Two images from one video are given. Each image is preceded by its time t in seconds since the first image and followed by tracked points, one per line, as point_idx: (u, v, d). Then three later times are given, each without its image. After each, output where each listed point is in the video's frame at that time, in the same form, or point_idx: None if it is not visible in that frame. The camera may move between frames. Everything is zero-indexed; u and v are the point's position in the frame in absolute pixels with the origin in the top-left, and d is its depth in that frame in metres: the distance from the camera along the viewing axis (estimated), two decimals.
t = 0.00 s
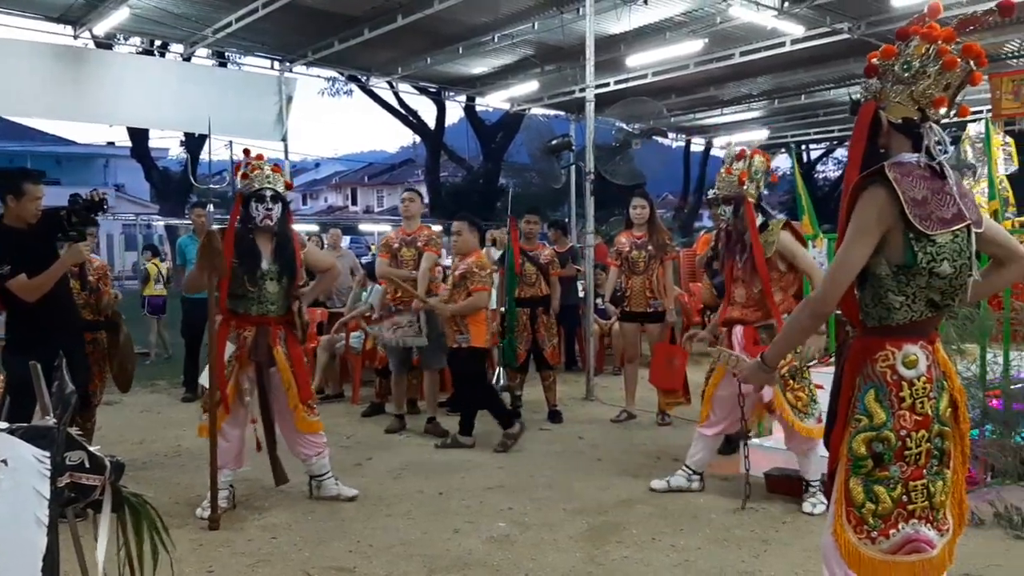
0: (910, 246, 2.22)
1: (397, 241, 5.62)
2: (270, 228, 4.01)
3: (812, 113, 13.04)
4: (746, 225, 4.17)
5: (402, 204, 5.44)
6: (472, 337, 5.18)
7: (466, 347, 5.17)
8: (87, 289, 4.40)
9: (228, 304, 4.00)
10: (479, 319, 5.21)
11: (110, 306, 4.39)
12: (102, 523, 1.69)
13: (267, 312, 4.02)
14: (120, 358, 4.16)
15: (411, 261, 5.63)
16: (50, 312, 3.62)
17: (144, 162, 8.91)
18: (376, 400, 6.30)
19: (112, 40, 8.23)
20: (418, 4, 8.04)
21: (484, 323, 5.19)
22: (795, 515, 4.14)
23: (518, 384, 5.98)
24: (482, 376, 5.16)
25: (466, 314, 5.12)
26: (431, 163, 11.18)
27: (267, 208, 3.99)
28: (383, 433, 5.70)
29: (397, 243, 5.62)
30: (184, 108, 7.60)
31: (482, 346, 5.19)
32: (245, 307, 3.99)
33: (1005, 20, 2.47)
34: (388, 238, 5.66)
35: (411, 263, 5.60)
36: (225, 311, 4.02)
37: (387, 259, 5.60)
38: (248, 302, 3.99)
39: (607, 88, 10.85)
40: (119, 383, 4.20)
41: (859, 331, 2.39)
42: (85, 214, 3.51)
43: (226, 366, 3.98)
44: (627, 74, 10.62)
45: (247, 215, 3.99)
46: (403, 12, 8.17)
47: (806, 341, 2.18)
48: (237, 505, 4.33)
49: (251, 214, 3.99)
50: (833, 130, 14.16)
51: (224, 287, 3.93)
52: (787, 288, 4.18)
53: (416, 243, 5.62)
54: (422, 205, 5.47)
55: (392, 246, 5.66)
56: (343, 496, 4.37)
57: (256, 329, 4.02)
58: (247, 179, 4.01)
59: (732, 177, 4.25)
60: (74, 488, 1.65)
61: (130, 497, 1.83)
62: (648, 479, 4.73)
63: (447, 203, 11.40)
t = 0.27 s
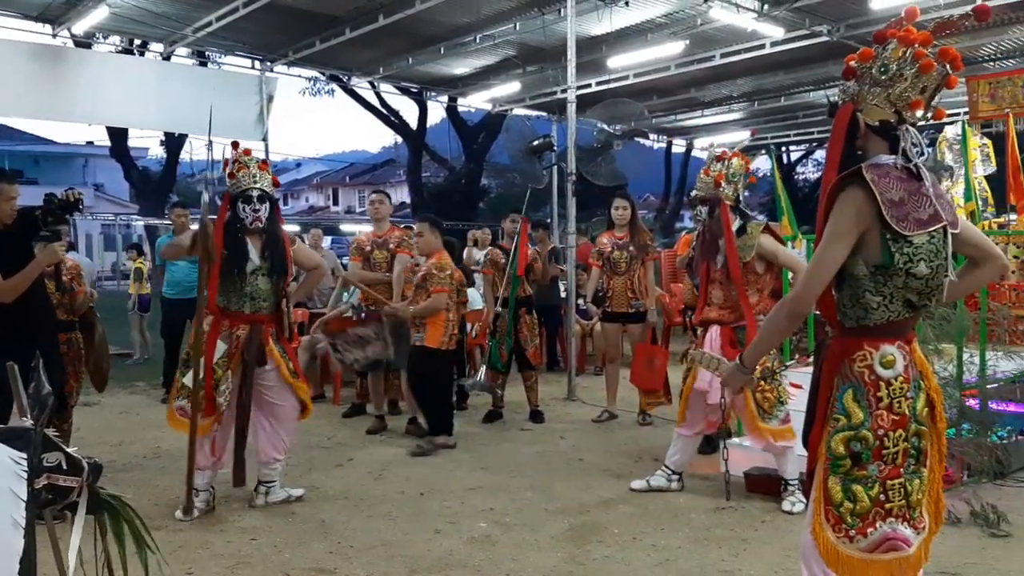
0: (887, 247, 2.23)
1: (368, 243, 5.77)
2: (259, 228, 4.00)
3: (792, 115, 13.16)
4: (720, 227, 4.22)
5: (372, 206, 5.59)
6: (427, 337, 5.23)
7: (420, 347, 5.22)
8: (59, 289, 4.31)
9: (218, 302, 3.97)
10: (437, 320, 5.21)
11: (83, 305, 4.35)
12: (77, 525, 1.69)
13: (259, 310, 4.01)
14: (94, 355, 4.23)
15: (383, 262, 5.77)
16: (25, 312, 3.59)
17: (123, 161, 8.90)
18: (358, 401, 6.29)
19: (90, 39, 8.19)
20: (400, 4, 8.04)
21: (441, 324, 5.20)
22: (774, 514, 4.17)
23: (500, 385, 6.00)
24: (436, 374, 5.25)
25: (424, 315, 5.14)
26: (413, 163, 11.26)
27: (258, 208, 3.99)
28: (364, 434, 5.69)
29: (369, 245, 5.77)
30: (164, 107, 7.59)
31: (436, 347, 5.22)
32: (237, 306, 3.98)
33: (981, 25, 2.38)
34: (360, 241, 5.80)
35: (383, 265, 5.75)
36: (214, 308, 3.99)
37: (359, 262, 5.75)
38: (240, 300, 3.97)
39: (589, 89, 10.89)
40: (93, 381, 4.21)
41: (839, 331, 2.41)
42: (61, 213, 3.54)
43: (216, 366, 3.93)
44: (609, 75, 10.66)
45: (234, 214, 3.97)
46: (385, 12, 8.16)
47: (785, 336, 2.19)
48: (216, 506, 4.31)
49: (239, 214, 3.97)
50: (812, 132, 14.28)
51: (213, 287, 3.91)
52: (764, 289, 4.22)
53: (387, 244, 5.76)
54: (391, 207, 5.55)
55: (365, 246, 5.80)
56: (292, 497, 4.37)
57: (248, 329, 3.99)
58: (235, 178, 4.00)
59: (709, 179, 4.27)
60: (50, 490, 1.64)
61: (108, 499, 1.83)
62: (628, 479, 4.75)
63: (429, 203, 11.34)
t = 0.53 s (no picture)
0: (868, 249, 2.25)
1: (348, 244, 5.74)
2: (272, 232, 4.02)
3: (776, 117, 13.26)
4: (703, 228, 4.23)
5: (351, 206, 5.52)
6: (388, 343, 5.07)
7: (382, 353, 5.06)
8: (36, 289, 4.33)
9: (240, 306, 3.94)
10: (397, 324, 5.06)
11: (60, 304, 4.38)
12: (74, 525, 1.67)
13: (278, 315, 4.08)
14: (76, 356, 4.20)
15: (363, 262, 5.75)
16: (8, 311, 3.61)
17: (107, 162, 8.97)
18: (343, 401, 6.29)
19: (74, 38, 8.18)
20: (386, 5, 8.05)
21: (401, 329, 5.04)
22: (758, 514, 4.19)
23: (487, 385, 6.04)
24: (399, 383, 5.07)
25: (382, 318, 5.00)
26: (399, 163, 11.41)
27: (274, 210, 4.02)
28: (349, 435, 5.70)
29: (349, 245, 5.74)
30: (148, 106, 7.57)
31: (397, 354, 5.06)
32: (257, 309, 3.99)
33: (961, 28, 2.40)
34: (338, 242, 5.75)
35: (364, 265, 5.72)
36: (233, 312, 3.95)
37: (338, 262, 5.70)
38: (258, 303, 3.98)
39: (574, 91, 10.93)
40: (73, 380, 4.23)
41: (821, 331, 2.42)
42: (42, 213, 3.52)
43: (245, 371, 3.94)
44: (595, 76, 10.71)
45: (248, 218, 3.98)
46: (370, 12, 8.17)
47: (769, 337, 2.19)
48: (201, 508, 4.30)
49: (252, 217, 3.98)
50: (797, 133, 14.39)
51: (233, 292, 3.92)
52: (746, 290, 4.27)
53: (367, 245, 5.76)
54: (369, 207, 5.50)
55: (344, 248, 5.78)
56: (279, 500, 4.37)
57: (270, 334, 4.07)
58: (247, 182, 4.00)
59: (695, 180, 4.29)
60: (36, 491, 1.65)
61: (91, 500, 1.81)
62: (613, 479, 4.76)
63: (416, 203, 11.36)
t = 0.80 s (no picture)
0: (852, 250, 2.25)
1: (331, 244, 5.75)
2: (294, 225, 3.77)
3: (763, 117, 13.33)
4: (691, 229, 4.24)
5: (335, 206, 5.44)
6: (351, 342, 5.09)
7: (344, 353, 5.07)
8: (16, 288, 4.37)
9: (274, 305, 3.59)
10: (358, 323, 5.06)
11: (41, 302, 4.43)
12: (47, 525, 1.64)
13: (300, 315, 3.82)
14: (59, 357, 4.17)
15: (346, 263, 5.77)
16: None
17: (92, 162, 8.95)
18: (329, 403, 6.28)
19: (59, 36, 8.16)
20: (373, 4, 8.05)
21: (362, 328, 5.05)
22: (744, 514, 4.20)
23: (475, 386, 6.08)
24: (358, 383, 5.06)
25: (343, 317, 5.01)
26: (385, 163, 11.19)
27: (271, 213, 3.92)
28: (335, 436, 5.69)
29: (331, 246, 5.75)
30: (135, 107, 7.79)
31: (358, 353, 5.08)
32: (291, 309, 3.66)
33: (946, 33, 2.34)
34: (322, 242, 5.77)
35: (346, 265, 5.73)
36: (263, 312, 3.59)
37: (322, 263, 5.73)
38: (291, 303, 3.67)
39: (562, 91, 10.96)
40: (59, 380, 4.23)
41: (806, 331, 2.42)
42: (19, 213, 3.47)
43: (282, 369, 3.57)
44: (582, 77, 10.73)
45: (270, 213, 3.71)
46: (357, 12, 8.17)
47: (753, 340, 2.19)
48: (186, 509, 4.28)
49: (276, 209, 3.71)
50: (783, 134, 14.46)
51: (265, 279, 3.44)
52: (733, 291, 4.26)
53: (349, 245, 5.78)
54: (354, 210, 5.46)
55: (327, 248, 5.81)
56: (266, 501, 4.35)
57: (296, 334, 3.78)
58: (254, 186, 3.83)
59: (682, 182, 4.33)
60: (18, 494, 1.62)
61: (76, 503, 1.76)
62: (600, 480, 4.77)
63: (402, 203, 11.26)
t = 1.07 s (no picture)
0: (840, 251, 2.26)
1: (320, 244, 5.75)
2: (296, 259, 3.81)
3: (752, 118, 13.38)
4: (685, 227, 4.24)
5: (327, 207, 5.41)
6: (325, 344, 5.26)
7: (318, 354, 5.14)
8: (8, 289, 4.33)
9: (292, 342, 3.55)
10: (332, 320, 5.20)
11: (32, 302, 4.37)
12: (42, 529, 1.65)
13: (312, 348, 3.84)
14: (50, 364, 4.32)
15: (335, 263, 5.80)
16: None
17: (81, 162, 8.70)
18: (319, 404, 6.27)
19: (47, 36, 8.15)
20: (362, 5, 8.05)
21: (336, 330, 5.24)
22: (734, 514, 4.21)
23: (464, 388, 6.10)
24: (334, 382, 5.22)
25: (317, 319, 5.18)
26: (376, 164, 10.93)
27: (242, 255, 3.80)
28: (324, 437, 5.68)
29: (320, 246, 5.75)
30: (123, 106, 7.80)
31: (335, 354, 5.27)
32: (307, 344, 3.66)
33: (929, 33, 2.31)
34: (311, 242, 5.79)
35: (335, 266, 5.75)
36: (281, 349, 3.55)
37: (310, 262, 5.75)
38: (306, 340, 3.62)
39: (552, 92, 10.98)
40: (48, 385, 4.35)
41: (795, 331, 2.43)
42: None
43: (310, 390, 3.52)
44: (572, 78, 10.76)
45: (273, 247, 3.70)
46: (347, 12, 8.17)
47: (742, 340, 2.19)
48: (175, 511, 4.26)
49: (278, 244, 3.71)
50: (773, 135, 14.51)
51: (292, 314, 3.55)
52: (722, 291, 4.28)
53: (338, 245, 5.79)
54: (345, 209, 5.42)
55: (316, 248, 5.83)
56: (257, 503, 4.34)
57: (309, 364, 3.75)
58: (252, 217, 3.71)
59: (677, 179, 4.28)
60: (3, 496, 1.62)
61: (64, 505, 1.73)
62: (590, 481, 4.77)
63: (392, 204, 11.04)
